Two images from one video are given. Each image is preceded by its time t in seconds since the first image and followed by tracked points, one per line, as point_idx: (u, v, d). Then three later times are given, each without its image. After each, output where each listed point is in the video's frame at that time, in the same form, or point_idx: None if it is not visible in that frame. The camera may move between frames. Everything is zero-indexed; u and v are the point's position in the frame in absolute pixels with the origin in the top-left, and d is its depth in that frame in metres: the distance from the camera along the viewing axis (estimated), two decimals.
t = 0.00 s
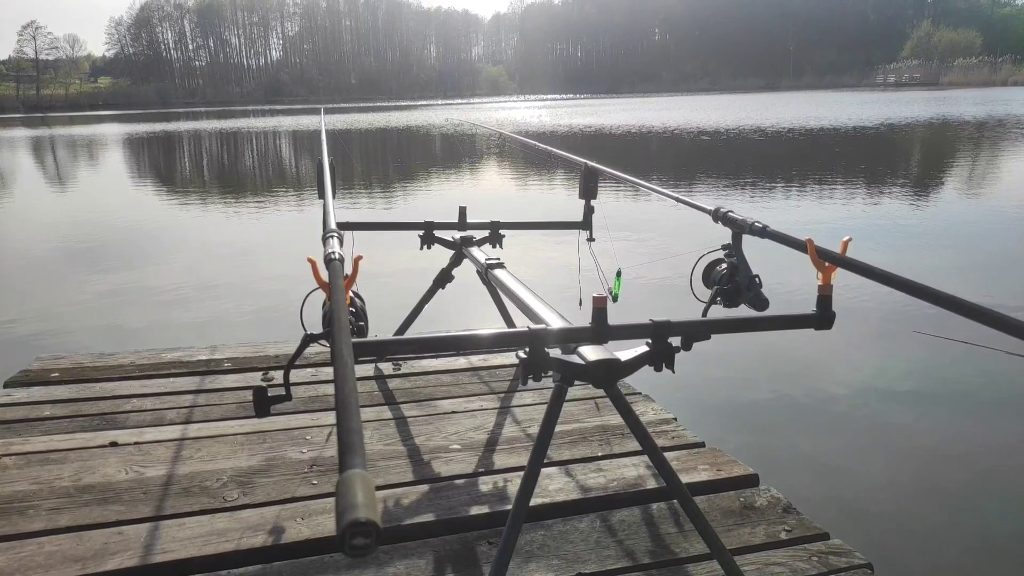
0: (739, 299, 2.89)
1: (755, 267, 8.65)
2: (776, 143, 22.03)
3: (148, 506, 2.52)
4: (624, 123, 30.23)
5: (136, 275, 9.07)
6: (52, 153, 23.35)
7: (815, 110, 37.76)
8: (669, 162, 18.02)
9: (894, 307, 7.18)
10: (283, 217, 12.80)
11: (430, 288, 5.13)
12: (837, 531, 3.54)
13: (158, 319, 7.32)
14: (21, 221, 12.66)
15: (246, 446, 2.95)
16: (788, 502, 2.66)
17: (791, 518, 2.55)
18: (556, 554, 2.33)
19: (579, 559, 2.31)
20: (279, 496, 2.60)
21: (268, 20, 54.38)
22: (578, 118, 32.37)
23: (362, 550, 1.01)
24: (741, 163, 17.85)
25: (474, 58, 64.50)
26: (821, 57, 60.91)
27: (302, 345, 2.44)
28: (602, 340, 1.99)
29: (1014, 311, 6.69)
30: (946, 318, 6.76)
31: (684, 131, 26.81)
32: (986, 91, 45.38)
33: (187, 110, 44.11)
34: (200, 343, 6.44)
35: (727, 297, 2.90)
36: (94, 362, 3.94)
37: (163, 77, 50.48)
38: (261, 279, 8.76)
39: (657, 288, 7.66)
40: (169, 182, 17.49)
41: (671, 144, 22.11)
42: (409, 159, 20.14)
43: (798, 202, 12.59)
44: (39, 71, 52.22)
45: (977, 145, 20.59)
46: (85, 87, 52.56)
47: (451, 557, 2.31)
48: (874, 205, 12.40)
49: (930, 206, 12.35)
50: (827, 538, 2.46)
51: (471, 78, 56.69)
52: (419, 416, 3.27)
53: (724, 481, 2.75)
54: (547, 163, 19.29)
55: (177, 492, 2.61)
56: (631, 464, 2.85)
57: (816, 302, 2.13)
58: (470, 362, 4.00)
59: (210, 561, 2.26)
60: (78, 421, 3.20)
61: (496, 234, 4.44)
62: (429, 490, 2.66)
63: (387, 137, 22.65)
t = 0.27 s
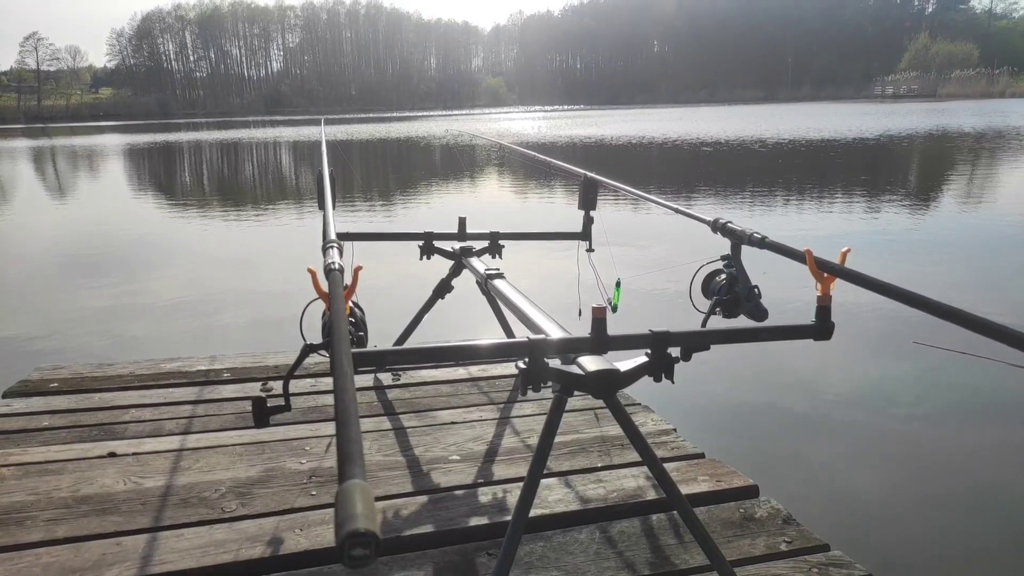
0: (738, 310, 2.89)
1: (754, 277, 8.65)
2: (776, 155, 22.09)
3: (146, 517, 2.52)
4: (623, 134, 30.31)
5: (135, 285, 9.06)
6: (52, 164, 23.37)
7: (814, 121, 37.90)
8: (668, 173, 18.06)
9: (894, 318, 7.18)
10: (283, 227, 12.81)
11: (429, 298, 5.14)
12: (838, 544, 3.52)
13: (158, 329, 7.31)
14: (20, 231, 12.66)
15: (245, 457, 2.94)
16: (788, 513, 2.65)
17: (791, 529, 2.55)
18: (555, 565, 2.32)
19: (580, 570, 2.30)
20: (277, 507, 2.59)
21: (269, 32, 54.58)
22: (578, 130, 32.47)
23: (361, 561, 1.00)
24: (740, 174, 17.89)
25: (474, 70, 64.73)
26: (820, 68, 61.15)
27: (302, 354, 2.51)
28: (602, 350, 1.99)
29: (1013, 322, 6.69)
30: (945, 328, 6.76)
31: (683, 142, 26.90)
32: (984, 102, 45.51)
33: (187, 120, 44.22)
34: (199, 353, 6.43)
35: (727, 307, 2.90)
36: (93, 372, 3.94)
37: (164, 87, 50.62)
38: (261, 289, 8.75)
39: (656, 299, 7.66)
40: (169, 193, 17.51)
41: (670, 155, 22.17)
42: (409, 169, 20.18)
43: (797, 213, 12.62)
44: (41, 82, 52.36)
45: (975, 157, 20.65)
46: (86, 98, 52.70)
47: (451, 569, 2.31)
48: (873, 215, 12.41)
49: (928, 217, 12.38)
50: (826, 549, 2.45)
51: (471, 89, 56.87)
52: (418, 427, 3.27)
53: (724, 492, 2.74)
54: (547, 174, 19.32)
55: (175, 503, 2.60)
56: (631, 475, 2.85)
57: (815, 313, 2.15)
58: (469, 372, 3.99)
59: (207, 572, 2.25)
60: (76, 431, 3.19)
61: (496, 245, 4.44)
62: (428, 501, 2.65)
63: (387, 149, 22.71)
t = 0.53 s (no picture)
0: (736, 325, 2.90)
1: (753, 293, 8.65)
2: (773, 171, 22.19)
3: (143, 533, 2.50)
4: (622, 150, 30.46)
5: (134, 300, 9.05)
6: (52, 179, 23.43)
7: (812, 138, 38.13)
8: (667, 189, 18.13)
9: (892, 332, 7.18)
10: (282, 242, 12.82)
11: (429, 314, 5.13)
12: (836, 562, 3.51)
13: (156, 344, 7.29)
14: (20, 246, 12.67)
15: (242, 473, 2.93)
16: (787, 530, 2.64)
17: (790, 546, 2.54)
18: None
19: None
20: (274, 523, 2.58)
21: (270, 49, 54.94)
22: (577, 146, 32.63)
23: None
24: (738, 190, 17.95)
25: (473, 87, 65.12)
26: (817, 86, 61.57)
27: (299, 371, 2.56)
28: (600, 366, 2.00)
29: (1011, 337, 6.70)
30: (943, 344, 6.76)
31: (682, 158, 27.03)
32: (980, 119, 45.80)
33: (188, 136, 44.41)
34: (198, 368, 6.41)
35: (726, 323, 2.91)
36: (90, 388, 3.93)
37: (164, 103, 50.85)
38: (260, 305, 8.75)
39: (655, 314, 7.67)
40: (169, 208, 17.54)
41: (669, 171, 22.26)
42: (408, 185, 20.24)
43: (795, 229, 12.65)
44: (42, 98, 52.63)
45: (972, 173, 20.75)
46: (87, 114, 52.94)
47: None
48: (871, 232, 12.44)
49: (926, 233, 12.41)
50: (826, 567, 2.44)
51: (470, 106, 57.19)
52: (416, 443, 3.26)
53: (723, 509, 2.73)
54: (546, 190, 19.37)
55: (172, 519, 2.59)
56: (630, 492, 2.84)
57: (813, 329, 2.17)
58: (468, 388, 3.99)
59: None
60: (73, 447, 3.18)
61: (495, 260, 4.45)
62: (425, 517, 2.64)
63: (387, 165, 22.80)
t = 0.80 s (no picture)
0: (736, 338, 2.90)
1: (752, 306, 8.65)
2: (772, 185, 22.25)
3: (140, 548, 2.49)
4: (621, 164, 30.56)
5: (132, 313, 9.03)
6: (52, 193, 23.45)
7: (810, 153, 38.30)
8: (666, 203, 18.18)
9: (892, 345, 7.17)
10: (282, 256, 12.83)
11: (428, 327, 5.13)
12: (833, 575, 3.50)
13: (154, 358, 7.27)
14: (19, 260, 12.66)
15: (241, 487, 2.92)
16: (788, 545, 2.64)
17: (791, 561, 2.53)
18: None
19: None
20: (273, 537, 2.57)
21: (270, 64, 55.26)
22: (576, 160, 32.76)
23: None
24: (737, 204, 18.00)
25: (473, 102, 66.43)
26: (815, 101, 61.91)
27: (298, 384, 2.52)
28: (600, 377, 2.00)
29: (1010, 351, 6.70)
30: (943, 356, 6.76)
31: (681, 172, 27.11)
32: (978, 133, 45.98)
33: (188, 150, 44.53)
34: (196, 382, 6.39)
35: (725, 336, 2.91)
36: (88, 401, 3.92)
37: (165, 117, 51.07)
38: (259, 318, 8.74)
39: (654, 328, 7.66)
40: (169, 222, 17.54)
41: (668, 184, 22.33)
42: (408, 198, 20.29)
43: (794, 243, 12.69)
44: (43, 112, 52.80)
45: (969, 188, 20.83)
46: (87, 128, 53.08)
47: None
48: (870, 246, 12.45)
49: (924, 247, 12.45)
50: None
51: (470, 120, 57.46)
52: (416, 457, 3.25)
53: (723, 523, 2.72)
54: (545, 203, 19.40)
55: (170, 533, 2.58)
56: (630, 506, 2.83)
57: (813, 342, 2.18)
58: (467, 402, 3.98)
59: None
60: (71, 461, 3.16)
61: (494, 273, 4.45)
62: (425, 531, 2.63)
63: (386, 179, 22.86)
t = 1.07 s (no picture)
0: (735, 353, 2.91)
1: (751, 321, 8.65)
2: (771, 199, 22.32)
3: (137, 563, 2.48)
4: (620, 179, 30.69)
5: (131, 327, 9.03)
6: (52, 206, 23.49)
7: (809, 168, 38.47)
8: (665, 217, 18.24)
9: (892, 359, 7.16)
10: (281, 269, 12.85)
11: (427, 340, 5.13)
12: None
13: (153, 372, 7.26)
14: (19, 273, 12.68)
15: (238, 502, 2.91)
16: (787, 560, 2.62)
17: None
18: None
19: None
20: (270, 553, 2.55)
21: (271, 79, 55.58)
22: (575, 174, 32.88)
23: None
24: (736, 219, 18.07)
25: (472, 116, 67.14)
26: (812, 116, 62.27)
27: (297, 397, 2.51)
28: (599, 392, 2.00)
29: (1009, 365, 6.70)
30: (942, 371, 6.76)
31: (679, 187, 27.22)
32: (975, 148, 46.21)
33: (189, 165, 44.67)
34: (194, 396, 6.38)
35: (724, 350, 2.92)
36: (87, 416, 3.91)
37: (166, 131, 51.28)
38: (258, 332, 8.73)
39: (653, 342, 7.66)
40: (168, 236, 17.58)
41: (667, 199, 22.41)
42: (407, 212, 20.34)
43: (793, 257, 12.73)
44: (44, 126, 53.01)
45: (967, 202, 20.90)
46: (88, 142, 53.29)
47: None
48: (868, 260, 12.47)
49: (923, 261, 12.48)
50: None
51: (469, 135, 57.71)
52: (414, 471, 3.24)
53: (723, 538, 2.71)
54: (544, 218, 19.46)
55: (166, 549, 2.56)
56: (629, 521, 2.82)
57: (811, 356, 2.19)
58: (466, 416, 3.97)
59: None
60: (68, 475, 3.15)
61: (494, 287, 4.46)
62: (423, 547, 2.62)
63: (386, 193, 22.94)
